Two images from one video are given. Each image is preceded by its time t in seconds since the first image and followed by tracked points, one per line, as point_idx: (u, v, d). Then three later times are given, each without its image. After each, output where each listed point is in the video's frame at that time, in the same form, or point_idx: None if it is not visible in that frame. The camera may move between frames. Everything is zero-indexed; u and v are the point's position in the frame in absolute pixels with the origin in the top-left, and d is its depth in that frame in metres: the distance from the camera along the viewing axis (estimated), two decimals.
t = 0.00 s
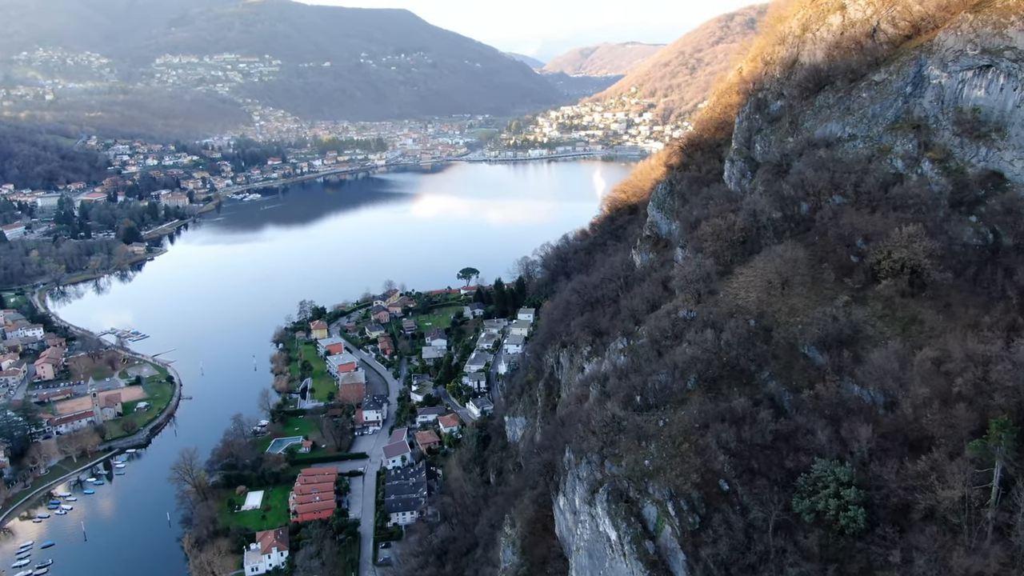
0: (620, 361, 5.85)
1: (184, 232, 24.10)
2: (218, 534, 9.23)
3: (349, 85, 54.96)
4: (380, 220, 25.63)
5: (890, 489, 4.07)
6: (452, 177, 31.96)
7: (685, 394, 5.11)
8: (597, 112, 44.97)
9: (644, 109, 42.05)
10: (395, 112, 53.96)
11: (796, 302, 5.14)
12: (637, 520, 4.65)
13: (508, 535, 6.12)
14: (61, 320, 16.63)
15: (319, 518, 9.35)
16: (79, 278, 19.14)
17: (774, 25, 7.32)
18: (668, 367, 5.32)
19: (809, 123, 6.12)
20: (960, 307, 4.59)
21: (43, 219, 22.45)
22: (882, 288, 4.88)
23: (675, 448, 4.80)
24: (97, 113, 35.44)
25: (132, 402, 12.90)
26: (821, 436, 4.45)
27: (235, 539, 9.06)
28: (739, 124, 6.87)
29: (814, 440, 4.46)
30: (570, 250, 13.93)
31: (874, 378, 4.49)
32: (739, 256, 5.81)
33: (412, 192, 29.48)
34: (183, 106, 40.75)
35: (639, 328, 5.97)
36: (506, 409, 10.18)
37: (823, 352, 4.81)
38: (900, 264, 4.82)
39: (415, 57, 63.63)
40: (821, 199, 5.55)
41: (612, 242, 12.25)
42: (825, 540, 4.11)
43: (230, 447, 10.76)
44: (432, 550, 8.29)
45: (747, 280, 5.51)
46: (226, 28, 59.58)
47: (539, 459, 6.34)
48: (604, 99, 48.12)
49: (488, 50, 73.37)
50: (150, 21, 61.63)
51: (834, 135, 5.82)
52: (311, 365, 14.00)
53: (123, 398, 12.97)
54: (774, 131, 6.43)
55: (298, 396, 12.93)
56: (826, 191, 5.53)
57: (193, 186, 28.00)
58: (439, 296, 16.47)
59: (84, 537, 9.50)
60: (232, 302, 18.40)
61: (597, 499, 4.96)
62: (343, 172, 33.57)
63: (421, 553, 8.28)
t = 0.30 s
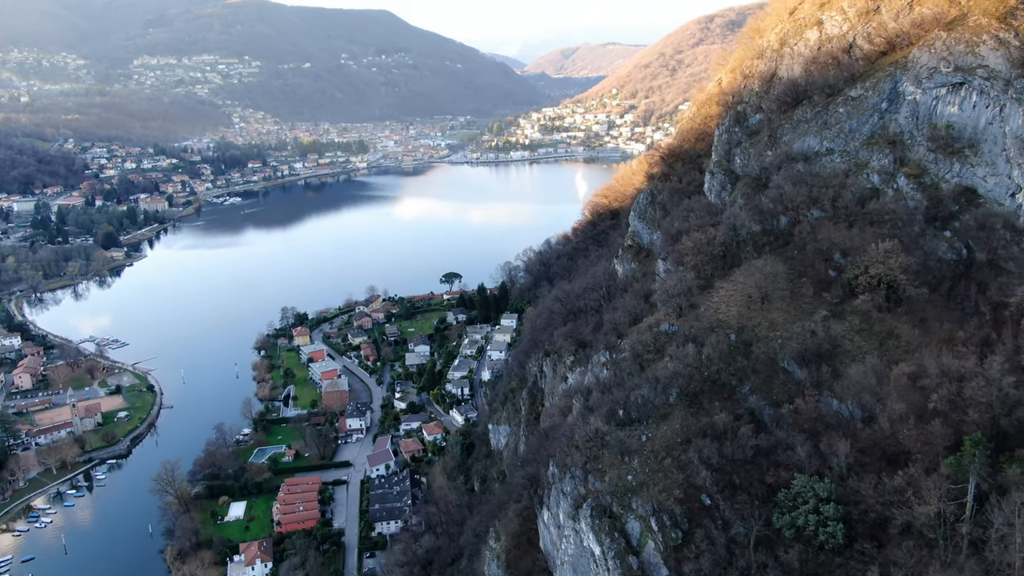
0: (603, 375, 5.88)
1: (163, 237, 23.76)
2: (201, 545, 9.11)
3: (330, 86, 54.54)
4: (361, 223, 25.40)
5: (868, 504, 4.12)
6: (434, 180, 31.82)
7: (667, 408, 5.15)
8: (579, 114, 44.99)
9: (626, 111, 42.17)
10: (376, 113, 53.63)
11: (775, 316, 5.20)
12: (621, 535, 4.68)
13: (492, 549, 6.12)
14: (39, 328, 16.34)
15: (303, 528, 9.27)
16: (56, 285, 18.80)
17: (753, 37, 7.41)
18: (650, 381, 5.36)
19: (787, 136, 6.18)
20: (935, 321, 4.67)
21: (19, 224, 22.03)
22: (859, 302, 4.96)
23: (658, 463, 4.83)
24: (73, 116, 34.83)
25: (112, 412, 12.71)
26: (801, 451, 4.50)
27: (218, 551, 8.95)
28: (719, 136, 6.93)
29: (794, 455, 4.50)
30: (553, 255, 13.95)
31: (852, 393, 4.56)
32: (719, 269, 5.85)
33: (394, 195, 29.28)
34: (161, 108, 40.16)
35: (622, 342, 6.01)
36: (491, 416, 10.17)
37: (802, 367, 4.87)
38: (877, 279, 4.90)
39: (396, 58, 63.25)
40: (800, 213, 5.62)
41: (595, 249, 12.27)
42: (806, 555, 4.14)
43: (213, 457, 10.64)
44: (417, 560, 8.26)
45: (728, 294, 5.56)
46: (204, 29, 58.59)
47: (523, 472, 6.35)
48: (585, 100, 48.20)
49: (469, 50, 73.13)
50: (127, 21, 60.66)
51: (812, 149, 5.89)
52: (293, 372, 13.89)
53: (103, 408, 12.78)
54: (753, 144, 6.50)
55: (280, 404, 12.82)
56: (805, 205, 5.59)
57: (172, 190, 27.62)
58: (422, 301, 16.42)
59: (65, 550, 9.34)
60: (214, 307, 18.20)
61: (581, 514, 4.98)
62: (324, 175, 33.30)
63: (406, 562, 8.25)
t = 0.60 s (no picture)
0: (587, 390, 5.92)
1: (143, 242, 23.41)
2: (184, 558, 8.97)
3: (310, 88, 54.07)
4: (343, 226, 25.21)
5: (847, 520, 4.16)
6: (416, 182, 31.72)
7: (650, 424, 5.19)
8: (560, 116, 44.84)
9: (607, 112, 42.35)
10: (358, 115, 53.32)
11: (756, 331, 5.25)
12: (606, 552, 4.70)
13: (478, 564, 6.10)
14: (16, 337, 16.05)
15: (287, 539, 9.17)
16: (34, 292, 18.45)
17: (734, 50, 7.48)
18: (634, 396, 5.39)
19: (767, 151, 6.24)
20: (912, 337, 4.74)
21: None
22: (837, 318, 5.02)
23: (641, 480, 4.86)
24: (49, 118, 34.21)
25: (92, 423, 12.50)
26: (781, 467, 4.54)
27: (201, 563, 8.81)
28: (700, 149, 6.98)
29: (775, 471, 4.55)
30: (536, 261, 13.98)
31: (831, 409, 4.62)
32: (700, 284, 5.90)
33: (376, 198, 29.11)
34: (139, 110, 39.58)
35: (605, 356, 6.04)
36: (475, 425, 10.17)
37: (783, 382, 4.92)
38: (855, 295, 4.97)
39: (377, 60, 62.87)
40: (779, 227, 5.68)
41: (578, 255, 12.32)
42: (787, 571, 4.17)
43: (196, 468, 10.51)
44: (403, 571, 8.22)
45: (709, 309, 5.61)
46: (182, 30, 57.68)
47: (508, 486, 6.34)
48: (567, 102, 48.33)
49: (451, 51, 72.98)
50: (104, 22, 59.72)
51: (791, 164, 5.95)
52: (276, 380, 13.77)
53: (83, 419, 12.56)
54: (733, 158, 6.56)
55: (263, 412, 12.70)
56: (784, 220, 5.66)
57: (152, 194, 27.22)
58: (405, 307, 16.36)
59: (45, 565, 9.17)
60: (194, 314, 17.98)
61: (566, 530, 4.99)
62: (305, 178, 33.04)
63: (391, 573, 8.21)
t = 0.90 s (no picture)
0: (571, 404, 5.95)
1: (123, 246, 23.06)
2: (168, 570, 8.84)
3: (292, 89, 53.63)
4: (325, 228, 24.99)
5: (827, 536, 4.18)
6: (398, 184, 31.55)
7: (633, 439, 5.22)
8: (543, 117, 44.81)
9: (589, 114, 42.43)
10: (340, 116, 52.93)
11: (737, 345, 5.31)
12: (590, 568, 4.72)
13: None
14: None
15: (272, 549, 9.07)
16: (11, 299, 18.10)
17: (714, 62, 7.56)
18: (617, 411, 5.42)
19: (747, 165, 6.30)
20: (889, 351, 4.82)
21: None
22: (817, 332, 5.09)
23: (625, 495, 4.87)
24: (25, 121, 33.58)
25: (73, 433, 12.31)
26: (762, 482, 4.58)
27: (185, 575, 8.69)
28: (681, 161, 7.03)
29: (756, 487, 4.58)
30: (520, 266, 14.01)
31: (811, 423, 4.67)
32: (682, 298, 5.94)
33: (358, 200, 28.90)
34: (118, 112, 38.97)
35: (588, 370, 6.08)
36: (460, 432, 10.16)
37: (763, 397, 4.97)
38: (834, 309, 5.04)
39: (359, 60, 62.49)
40: (759, 241, 5.75)
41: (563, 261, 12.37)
42: None
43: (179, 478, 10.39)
44: None
45: (691, 324, 5.65)
46: (160, 32, 56.63)
47: (495, 500, 6.35)
48: (549, 103, 48.32)
49: (433, 51, 72.70)
50: (81, 22, 58.70)
51: (771, 178, 6.02)
52: (259, 387, 13.64)
53: (63, 429, 12.37)
54: (714, 171, 6.61)
55: (246, 421, 12.59)
56: (764, 234, 5.72)
57: (132, 198, 26.83)
58: (388, 312, 16.29)
59: None
60: (176, 320, 17.74)
61: (551, 546, 5.01)
62: (287, 181, 32.74)
63: None
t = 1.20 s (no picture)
0: (555, 417, 5.96)
1: (104, 251, 22.70)
2: None
3: (273, 90, 53.15)
4: (308, 231, 24.74)
5: (809, 550, 4.21)
6: (381, 186, 31.38)
7: (618, 454, 5.25)
8: (526, 118, 44.78)
9: (573, 115, 42.51)
10: (322, 117, 52.54)
11: (720, 359, 5.35)
12: None
13: None
14: None
15: (257, 560, 8.97)
16: None
17: (697, 73, 7.60)
18: (602, 426, 5.45)
19: (729, 178, 6.36)
20: (869, 365, 4.89)
21: None
22: (798, 347, 5.15)
23: (610, 510, 4.90)
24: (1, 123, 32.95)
25: (54, 443, 12.12)
26: (745, 497, 4.61)
27: None
28: (664, 174, 7.08)
29: (739, 502, 4.61)
30: (504, 271, 14.01)
31: (793, 438, 4.71)
32: (665, 311, 5.98)
33: (341, 203, 28.64)
34: (97, 114, 38.36)
35: (573, 383, 6.09)
36: (446, 440, 10.14)
37: (746, 412, 5.02)
38: (815, 325, 5.10)
39: (341, 61, 62.07)
40: (741, 254, 5.80)
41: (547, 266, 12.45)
42: None
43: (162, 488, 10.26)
44: None
45: (674, 338, 5.69)
46: (141, 32, 55.57)
47: (482, 514, 6.35)
48: (533, 104, 48.32)
49: (415, 52, 72.43)
50: (58, 22, 57.69)
51: (752, 192, 6.07)
52: (243, 395, 13.52)
53: (45, 439, 12.17)
54: (696, 184, 6.66)
55: (230, 429, 12.47)
56: (745, 248, 5.78)
57: (112, 201, 26.44)
58: (373, 317, 16.22)
59: None
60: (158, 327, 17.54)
61: (537, 561, 5.02)
62: (270, 183, 32.44)
63: None
